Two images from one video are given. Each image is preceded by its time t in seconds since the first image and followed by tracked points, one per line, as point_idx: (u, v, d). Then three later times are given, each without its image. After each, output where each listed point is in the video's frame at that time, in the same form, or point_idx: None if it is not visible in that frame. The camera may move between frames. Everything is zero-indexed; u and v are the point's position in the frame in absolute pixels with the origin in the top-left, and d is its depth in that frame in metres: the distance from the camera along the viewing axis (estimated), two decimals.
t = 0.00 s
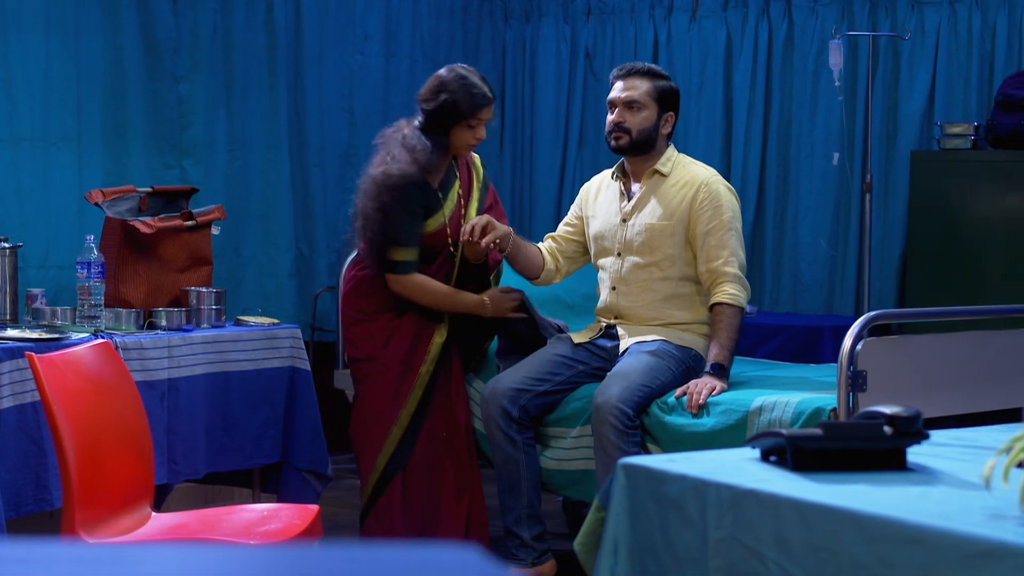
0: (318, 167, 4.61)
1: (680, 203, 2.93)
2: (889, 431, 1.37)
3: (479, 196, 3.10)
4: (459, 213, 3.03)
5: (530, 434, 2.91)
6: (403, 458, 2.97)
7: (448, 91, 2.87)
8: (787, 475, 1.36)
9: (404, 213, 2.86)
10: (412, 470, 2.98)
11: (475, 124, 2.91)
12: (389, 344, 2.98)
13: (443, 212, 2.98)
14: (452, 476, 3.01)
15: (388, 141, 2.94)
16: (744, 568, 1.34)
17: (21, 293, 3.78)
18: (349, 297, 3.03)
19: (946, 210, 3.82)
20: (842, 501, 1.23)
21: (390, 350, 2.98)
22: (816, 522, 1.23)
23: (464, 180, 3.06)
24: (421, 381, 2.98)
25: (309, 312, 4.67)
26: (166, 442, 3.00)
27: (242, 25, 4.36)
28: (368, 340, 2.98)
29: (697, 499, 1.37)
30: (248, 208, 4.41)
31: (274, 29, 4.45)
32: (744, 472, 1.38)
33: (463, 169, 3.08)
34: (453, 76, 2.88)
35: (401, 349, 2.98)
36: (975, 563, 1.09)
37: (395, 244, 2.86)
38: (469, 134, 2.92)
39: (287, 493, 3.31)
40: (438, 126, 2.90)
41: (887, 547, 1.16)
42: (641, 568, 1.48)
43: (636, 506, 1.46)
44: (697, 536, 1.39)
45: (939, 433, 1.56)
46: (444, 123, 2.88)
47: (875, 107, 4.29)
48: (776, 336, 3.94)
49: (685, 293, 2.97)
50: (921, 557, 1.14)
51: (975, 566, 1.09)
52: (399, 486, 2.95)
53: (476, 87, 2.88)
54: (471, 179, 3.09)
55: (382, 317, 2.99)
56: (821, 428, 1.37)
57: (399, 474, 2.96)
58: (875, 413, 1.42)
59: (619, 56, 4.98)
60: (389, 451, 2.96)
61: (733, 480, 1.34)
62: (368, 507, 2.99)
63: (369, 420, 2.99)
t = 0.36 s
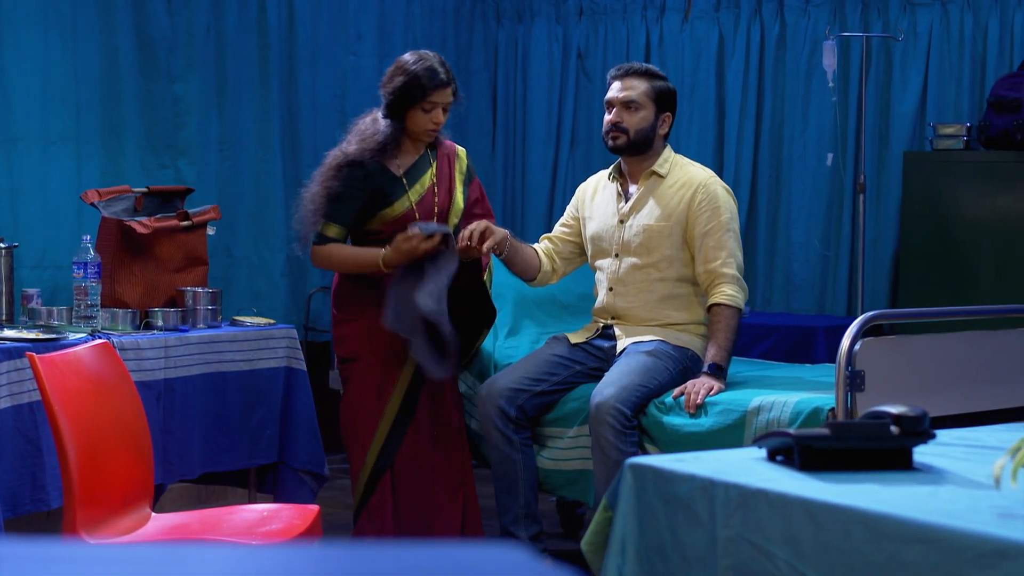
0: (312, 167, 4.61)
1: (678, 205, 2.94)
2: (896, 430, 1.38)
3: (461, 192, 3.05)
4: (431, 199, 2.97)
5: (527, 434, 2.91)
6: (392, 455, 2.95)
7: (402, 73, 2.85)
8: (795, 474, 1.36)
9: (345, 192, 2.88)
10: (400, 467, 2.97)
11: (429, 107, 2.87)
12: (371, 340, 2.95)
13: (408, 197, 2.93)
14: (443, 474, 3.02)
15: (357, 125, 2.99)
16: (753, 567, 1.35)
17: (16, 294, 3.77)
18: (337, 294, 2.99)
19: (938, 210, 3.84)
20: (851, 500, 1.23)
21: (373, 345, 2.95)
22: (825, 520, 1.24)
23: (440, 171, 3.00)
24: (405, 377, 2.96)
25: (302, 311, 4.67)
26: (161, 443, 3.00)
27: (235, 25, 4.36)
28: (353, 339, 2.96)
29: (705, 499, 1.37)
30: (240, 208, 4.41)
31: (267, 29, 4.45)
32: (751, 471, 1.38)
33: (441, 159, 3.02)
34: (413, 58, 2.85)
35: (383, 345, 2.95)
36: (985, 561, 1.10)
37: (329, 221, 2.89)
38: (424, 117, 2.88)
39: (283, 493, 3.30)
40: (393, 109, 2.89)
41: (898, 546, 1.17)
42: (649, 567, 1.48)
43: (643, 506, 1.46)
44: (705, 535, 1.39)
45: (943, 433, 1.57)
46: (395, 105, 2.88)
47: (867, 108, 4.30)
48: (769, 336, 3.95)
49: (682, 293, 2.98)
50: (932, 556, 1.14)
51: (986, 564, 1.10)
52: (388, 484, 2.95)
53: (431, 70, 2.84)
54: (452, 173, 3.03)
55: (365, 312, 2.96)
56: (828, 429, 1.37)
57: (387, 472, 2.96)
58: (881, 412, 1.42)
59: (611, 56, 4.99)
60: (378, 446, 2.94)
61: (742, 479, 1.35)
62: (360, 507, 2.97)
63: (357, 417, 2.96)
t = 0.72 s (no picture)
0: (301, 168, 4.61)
1: (670, 205, 2.95)
2: (897, 430, 1.39)
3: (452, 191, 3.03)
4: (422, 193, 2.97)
5: (520, 434, 2.91)
6: (388, 453, 2.95)
7: (388, 70, 2.85)
8: (797, 473, 1.37)
9: (341, 186, 2.85)
10: (398, 467, 2.97)
11: (414, 103, 2.88)
12: (364, 339, 2.97)
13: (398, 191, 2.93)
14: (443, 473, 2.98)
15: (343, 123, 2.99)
16: (757, 566, 1.35)
17: (7, 294, 3.76)
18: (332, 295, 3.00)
19: (928, 211, 3.85)
20: (856, 500, 1.24)
21: (365, 344, 2.97)
22: (829, 520, 1.24)
23: (431, 167, 3.00)
24: (399, 373, 2.95)
25: (292, 311, 4.66)
26: (154, 443, 2.99)
27: (224, 25, 4.35)
28: (347, 336, 2.98)
29: (709, 498, 1.38)
30: (230, 208, 4.40)
31: (256, 29, 4.45)
32: (754, 471, 1.39)
33: (432, 156, 3.02)
34: (398, 54, 2.86)
35: (376, 343, 2.96)
36: (991, 560, 1.11)
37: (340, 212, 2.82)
38: (409, 113, 2.88)
39: (275, 493, 3.30)
40: (378, 104, 2.89)
41: (903, 545, 1.18)
42: (653, 567, 1.48)
43: (646, 506, 1.46)
44: (709, 535, 1.40)
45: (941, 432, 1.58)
46: (381, 100, 2.88)
47: (855, 109, 4.32)
48: (759, 336, 3.96)
49: (674, 293, 2.99)
50: (938, 554, 1.15)
51: (992, 563, 1.11)
52: (384, 485, 2.95)
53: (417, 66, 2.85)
54: (444, 170, 3.03)
55: (357, 311, 2.99)
56: (831, 429, 1.38)
57: (384, 472, 2.96)
58: (883, 412, 1.44)
59: (600, 56, 5.00)
60: (376, 443, 2.94)
61: (746, 478, 1.35)
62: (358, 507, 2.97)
63: (353, 415, 2.97)
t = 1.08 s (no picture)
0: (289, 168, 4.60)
1: (661, 205, 2.96)
2: (898, 429, 1.40)
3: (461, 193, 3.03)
4: (433, 194, 2.95)
5: (512, 433, 2.91)
6: (392, 455, 2.96)
7: (397, 71, 2.86)
8: (798, 473, 1.38)
9: (350, 190, 2.86)
10: (401, 468, 2.97)
11: (422, 104, 2.88)
12: (374, 339, 2.95)
13: (409, 191, 2.93)
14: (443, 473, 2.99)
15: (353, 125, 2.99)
16: (760, 564, 1.36)
17: None
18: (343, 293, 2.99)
19: (915, 211, 3.87)
20: (859, 498, 1.25)
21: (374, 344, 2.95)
22: (833, 519, 1.25)
23: (441, 167, 2.99)
24: (407, 375, 2.95)
25: (280, 312, 4.65)
26: (147, 444, 2.98)
27: (212, 25, 4.34)
28: (358, 336, 2.96)
29: (712, 497, 1.38)
30: (217, 208, 4.39)
31: (244, 28, 4.44)
32: (756, 470, 1.40)
33: (442, 155, 3.01)
34: (406, 55, 2.86)
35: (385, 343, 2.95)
36: (996, 558, 1.11)
37: (349, 218, 2.85)
38: (417, 115, 2.88)
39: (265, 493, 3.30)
40: (387, 105, 2.89)
41: (908, 543, 1.18)
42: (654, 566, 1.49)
43: (649, 505, 1.47)
44: (713, 534, 1.40)
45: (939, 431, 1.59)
46: (389, 102, 2.88)
47: (842, 109, 4.33)
48: (747, 336, 3.97)
49: (665, 293, 3.00)
50: (943, 552, 1.16)
51: (996, 561, 1.11)
52: (387, 486, 2.95)
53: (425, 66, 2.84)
54: (453, 169, 3.02)
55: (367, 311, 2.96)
56: (832, 428, 1.39)
57: (387, 473, 2.96)
58: (883, 411, 1.45)
59: (587, 57, 5.00)
60: (381, 444, 2.95)
61: (749, 477, 1.36)
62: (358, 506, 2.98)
63: (361, 416, 2.96)
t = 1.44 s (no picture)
0: (278, 168, 4.59)
1: (654, 205, 2.97)
2: (899, 429, 1.41)
3: (468, 193, 3.03)
4: (438, 193, 2.96)
5: (504, 433, 2.90)
6: (393, 454, 2.97)
7: (401, 72, 2.86)
8: (801, 472, 1.39)
9: (354, 191, 2.88)
10: (403, 467, 2.98)
11: (426, 106, 2.87)
12: (378, 340, 2.96)
13: (414, 191, 2.93)
14: (444, 473, 2.98)
15: (363, 126, 3.00)
16: (763, 563, 1.37)
17: None
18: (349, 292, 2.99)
19: (904, 211, 3.88)
20: (862, 497, 1.26)
21: (378, 344, 2.95)
22: (837, 518, 1.26)
23: (448, 167, 2.99)
24: (412, 375, 2.95)
25: (269, 312, 4.64)
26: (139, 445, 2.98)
27: (201, 25, 4.33)
28: (364, 337, 2.97)
29: (715, 497, 1.39)
30: (206, 208, 4.38)
31: (233, 28, 4.43)
32: (759, 469, 1.41)
33: (449, 156, 3.01)
34: (412, 57, 2.87)
35: (389, 344, 2.95)
36: (1001, 556, 1.12)
37: (354, 219, 2.86)
38: (421, 116, 2.88)
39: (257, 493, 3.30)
40: (392, 106, 2.90)
41: (912, 542, 1.19)
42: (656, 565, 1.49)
43: (651, 504, 1.47)
44: (713, 532, 1.41)
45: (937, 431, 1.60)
46: (394, 103, 2.88)
47: (830, 109, 4.35)
48: (736, 336, 3.98)
49: (658, 293, 3.00)
50: (948, 550, 1.16)
51: (1001, 559, 1.12)
52: (387, 484, 2.97)
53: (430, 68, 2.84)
54: (461, 170, 3.02)
55: (374, 311, 2.96)
56: (832, 428, 1.40)
57: (388, 472, 2.97)
58: (883, 410, 1.46)
59: (574, 57, 5.01)
60: (382, 444, 2.96)
61: (752, 476, 1.37)
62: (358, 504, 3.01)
63: (363, 416, 2.97)
